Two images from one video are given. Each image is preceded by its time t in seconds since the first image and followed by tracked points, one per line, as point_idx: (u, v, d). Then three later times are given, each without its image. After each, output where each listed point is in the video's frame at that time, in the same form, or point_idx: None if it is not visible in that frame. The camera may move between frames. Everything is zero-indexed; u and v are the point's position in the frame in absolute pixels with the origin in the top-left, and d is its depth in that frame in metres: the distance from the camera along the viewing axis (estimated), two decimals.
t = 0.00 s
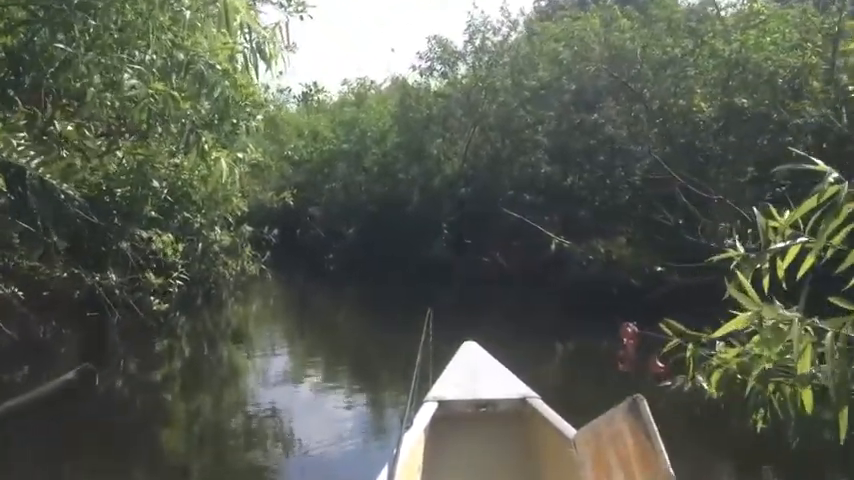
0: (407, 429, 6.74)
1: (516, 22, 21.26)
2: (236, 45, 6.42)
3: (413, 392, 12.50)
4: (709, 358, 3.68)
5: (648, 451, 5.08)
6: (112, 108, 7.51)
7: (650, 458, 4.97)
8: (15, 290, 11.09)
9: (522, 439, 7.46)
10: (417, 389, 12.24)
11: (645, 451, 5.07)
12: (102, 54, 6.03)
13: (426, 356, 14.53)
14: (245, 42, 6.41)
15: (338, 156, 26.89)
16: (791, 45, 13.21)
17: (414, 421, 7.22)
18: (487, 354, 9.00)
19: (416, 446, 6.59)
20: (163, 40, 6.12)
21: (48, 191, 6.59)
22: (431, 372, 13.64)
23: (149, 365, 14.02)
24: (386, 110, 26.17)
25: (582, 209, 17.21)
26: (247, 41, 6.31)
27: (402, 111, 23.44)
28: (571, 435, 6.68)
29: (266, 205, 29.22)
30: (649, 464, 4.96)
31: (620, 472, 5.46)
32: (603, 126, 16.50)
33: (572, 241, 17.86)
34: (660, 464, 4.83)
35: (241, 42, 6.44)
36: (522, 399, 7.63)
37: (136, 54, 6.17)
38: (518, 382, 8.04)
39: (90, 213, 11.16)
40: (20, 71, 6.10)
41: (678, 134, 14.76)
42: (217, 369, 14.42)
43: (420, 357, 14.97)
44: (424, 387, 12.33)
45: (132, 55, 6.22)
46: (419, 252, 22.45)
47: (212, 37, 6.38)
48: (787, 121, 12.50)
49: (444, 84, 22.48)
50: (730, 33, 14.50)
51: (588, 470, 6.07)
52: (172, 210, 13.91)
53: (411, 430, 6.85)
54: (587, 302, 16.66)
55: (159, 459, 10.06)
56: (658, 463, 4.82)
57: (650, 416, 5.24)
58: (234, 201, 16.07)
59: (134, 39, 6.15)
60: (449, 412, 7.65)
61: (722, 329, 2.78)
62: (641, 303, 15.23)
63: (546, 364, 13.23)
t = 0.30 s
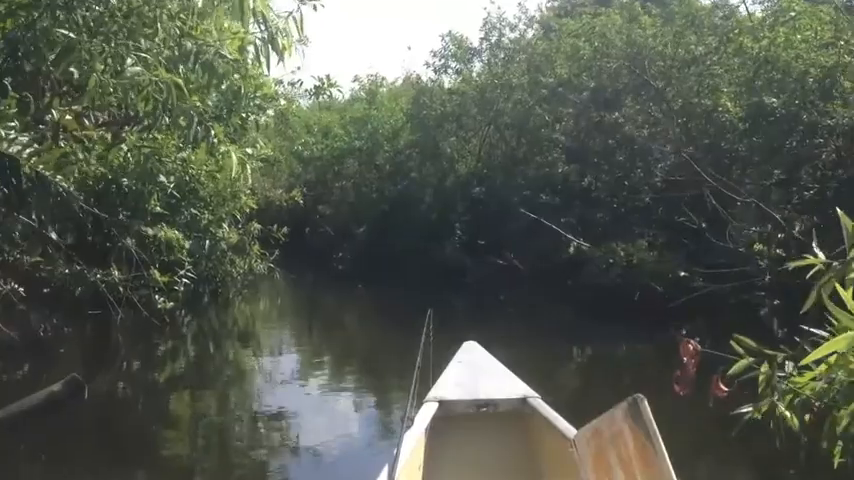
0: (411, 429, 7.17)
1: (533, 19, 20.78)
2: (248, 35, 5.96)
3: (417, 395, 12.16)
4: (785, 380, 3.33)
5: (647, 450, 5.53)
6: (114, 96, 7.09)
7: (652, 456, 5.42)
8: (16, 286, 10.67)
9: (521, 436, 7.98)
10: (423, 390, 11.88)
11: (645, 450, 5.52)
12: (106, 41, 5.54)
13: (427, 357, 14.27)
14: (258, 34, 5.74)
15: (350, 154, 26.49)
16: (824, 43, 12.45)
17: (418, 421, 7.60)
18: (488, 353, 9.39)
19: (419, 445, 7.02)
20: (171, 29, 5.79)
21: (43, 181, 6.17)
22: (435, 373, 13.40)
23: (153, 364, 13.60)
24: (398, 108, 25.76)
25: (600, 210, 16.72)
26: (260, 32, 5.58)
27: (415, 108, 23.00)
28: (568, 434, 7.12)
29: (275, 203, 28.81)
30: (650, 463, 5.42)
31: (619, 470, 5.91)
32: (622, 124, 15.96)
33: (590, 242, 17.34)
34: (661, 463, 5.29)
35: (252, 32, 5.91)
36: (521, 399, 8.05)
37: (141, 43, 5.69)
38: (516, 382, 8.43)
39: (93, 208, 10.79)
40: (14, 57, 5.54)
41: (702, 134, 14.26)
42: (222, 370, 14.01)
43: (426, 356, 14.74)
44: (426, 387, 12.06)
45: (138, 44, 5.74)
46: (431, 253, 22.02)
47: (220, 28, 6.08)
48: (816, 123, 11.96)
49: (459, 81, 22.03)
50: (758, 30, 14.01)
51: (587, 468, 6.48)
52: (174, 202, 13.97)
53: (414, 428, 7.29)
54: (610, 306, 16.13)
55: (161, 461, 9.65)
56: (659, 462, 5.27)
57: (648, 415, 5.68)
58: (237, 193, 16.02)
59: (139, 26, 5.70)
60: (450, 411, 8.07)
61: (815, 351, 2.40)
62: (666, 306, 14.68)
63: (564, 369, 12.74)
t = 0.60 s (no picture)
0: (410, 429, 7.23)
1: (547, 14, 20.34)
2: (253, 24, 5.53)
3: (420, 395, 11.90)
4: None
5: (646, 451, 5.40)
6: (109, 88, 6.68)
7: (651, 457, 5.29)
8: (16, 288, 10.30)
9: (521, 439, 7.93)
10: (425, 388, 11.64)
11: (644, 450, 5.38)
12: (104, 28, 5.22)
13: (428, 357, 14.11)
14: (264, 20, 5.31)
15: (359, 152, 26.10)
16: None
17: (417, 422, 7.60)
18: (487, 353, 9.34)
19: (418, 445, 7.09)
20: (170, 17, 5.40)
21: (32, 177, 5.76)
22: (434, 372, 13.22)
23: (157, 366, 13.23)
24: (409, 106, 25.37)
25: (617, 210, 16.25)
26: (265, 18, 5.21)
27: (426, 106, 22.57)
28: (565, 434, 7.16)
29: (283, 203, 28.40)
30: (648, 465, 5.29)
31: (619, 471, 5.76)
32: (641, 121, 15.45)
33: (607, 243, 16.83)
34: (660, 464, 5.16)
35: (258, 20, 5.47)
36: (520, 400, 8.04)
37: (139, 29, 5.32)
38: (515, 381, 8.41)
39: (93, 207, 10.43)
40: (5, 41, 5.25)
41: (724, 131, 13.77)
42: (228, 373, 13.62)
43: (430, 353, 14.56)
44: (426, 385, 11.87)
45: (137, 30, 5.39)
46: (441, 253, 21.58)
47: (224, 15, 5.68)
48: (846, 119, 11.42)
49: (470, 78, 21.60)
50: (784, 24, 13.51)
51: (589, 470, 6.34)
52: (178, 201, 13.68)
53: (414, 428, 7.35)
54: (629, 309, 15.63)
55: (165, 467, 9.25)
56: (659, 464, 5.14)
57: (647, 416, 5.53)
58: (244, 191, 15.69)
59: (139, 11, 5.32)
60: (450, 411, 8.10)
61: None
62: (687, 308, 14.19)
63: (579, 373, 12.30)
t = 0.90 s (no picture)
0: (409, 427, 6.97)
1: (559, 9, 19.87)
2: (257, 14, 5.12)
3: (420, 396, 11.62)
4: None
5: (645, 451, 5.16)
6: (101, 82, 6.25)
7: (650, 458, 5.06)
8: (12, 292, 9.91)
9: (523, 439, 7.65)
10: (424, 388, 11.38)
11: (643, 450, 5.15)
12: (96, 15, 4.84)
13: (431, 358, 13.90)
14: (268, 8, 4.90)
15: (367, 151, 25.68)
16: None
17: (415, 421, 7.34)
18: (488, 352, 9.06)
19: (418, 445, 6.81)
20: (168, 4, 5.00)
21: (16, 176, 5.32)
22: (435, 374, 12.91)
23: (160, 372, 12.79)
24: (418, 104, 24.94)
25: (633, 208, 15.75)
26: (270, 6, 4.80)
27: (435, 104, 22.10)
28: (566, 434, 6.90)
29: (289, 203, 27.99)
30: (647, 465, 5.06)
31: (619, 472, 5.51)
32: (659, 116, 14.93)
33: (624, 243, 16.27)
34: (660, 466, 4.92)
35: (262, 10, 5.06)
36: (520, 400, 7.77)
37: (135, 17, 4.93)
38: (516, 381, 8.15)
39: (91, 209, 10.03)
40: None
41: (747, 127, 13.27)
42: (233, 378, 13.18)
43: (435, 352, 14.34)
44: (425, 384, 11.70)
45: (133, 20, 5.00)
46: (451, 254, 21.13)
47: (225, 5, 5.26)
48: None
49: (480, 74, 21.15)
50: (810, 14, 13.00)
51: (589, 470, 6.09)
52: (181, 202, 13.26)
53: (413, 427, 7.08)
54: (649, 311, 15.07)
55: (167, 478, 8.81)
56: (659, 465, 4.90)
57: (648, 415, 5.28)
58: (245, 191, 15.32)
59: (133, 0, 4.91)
60: (449, 411, 7.83)
61: None
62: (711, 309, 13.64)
63: (597, 378, 11.79)
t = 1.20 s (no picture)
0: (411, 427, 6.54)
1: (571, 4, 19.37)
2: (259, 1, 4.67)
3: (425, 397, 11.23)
4: None
5: (652, 451, 4.90)
6: (89, 68, 5.79)
7: (659, 458, 4.80)
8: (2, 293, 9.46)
9: (528, 439, 7.20)
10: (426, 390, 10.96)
11: (649, 449, 4.87)
12: None
13: (433, 358, 13.53)
14: None
15: (372, 150, 25.24)
16: None
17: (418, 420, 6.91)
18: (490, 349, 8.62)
19: (422, 445, 6.42)
20: None
21: None
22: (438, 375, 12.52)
23: (158, 376, 12.35)
24: (424, 102, 24.50)
25: (647, 210, 15.28)
26: None
27: (442, 101, 21.62)
28: (571, 432, 6.47)
29: (293, 202, 27.54)
30: (655, 467, 4.80)
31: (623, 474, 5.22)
32: (675, 115, 14.47)
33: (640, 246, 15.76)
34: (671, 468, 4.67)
35: None
36: (524, 399, 7.36)
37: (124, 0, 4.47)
38: (521, 381, 7.73)
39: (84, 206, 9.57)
40: None
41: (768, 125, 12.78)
42: (233, 382, 12.73)
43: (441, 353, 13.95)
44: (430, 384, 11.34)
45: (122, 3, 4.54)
46: (459, 256, 20.65)
47: None
48: None
49: (489, 71, 20.66)
50: (836, 8, 12.50)
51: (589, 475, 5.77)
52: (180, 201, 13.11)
53: (416, 428, 6.65)
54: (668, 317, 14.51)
55: None
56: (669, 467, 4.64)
57: (653, 413, 5.00)
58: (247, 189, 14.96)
59: None
60: (452, 411, 7.39)
61: None
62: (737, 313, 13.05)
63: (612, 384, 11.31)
